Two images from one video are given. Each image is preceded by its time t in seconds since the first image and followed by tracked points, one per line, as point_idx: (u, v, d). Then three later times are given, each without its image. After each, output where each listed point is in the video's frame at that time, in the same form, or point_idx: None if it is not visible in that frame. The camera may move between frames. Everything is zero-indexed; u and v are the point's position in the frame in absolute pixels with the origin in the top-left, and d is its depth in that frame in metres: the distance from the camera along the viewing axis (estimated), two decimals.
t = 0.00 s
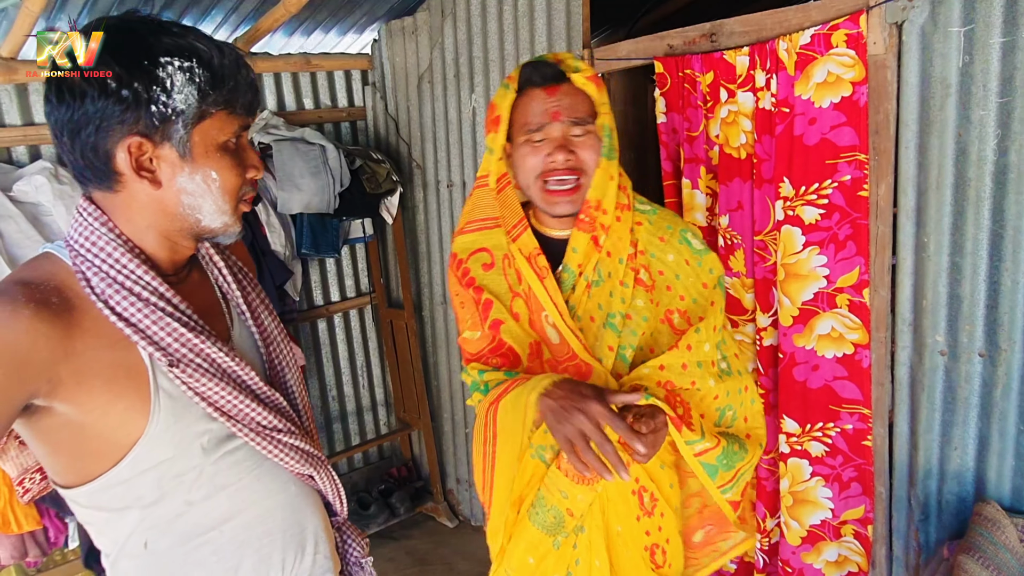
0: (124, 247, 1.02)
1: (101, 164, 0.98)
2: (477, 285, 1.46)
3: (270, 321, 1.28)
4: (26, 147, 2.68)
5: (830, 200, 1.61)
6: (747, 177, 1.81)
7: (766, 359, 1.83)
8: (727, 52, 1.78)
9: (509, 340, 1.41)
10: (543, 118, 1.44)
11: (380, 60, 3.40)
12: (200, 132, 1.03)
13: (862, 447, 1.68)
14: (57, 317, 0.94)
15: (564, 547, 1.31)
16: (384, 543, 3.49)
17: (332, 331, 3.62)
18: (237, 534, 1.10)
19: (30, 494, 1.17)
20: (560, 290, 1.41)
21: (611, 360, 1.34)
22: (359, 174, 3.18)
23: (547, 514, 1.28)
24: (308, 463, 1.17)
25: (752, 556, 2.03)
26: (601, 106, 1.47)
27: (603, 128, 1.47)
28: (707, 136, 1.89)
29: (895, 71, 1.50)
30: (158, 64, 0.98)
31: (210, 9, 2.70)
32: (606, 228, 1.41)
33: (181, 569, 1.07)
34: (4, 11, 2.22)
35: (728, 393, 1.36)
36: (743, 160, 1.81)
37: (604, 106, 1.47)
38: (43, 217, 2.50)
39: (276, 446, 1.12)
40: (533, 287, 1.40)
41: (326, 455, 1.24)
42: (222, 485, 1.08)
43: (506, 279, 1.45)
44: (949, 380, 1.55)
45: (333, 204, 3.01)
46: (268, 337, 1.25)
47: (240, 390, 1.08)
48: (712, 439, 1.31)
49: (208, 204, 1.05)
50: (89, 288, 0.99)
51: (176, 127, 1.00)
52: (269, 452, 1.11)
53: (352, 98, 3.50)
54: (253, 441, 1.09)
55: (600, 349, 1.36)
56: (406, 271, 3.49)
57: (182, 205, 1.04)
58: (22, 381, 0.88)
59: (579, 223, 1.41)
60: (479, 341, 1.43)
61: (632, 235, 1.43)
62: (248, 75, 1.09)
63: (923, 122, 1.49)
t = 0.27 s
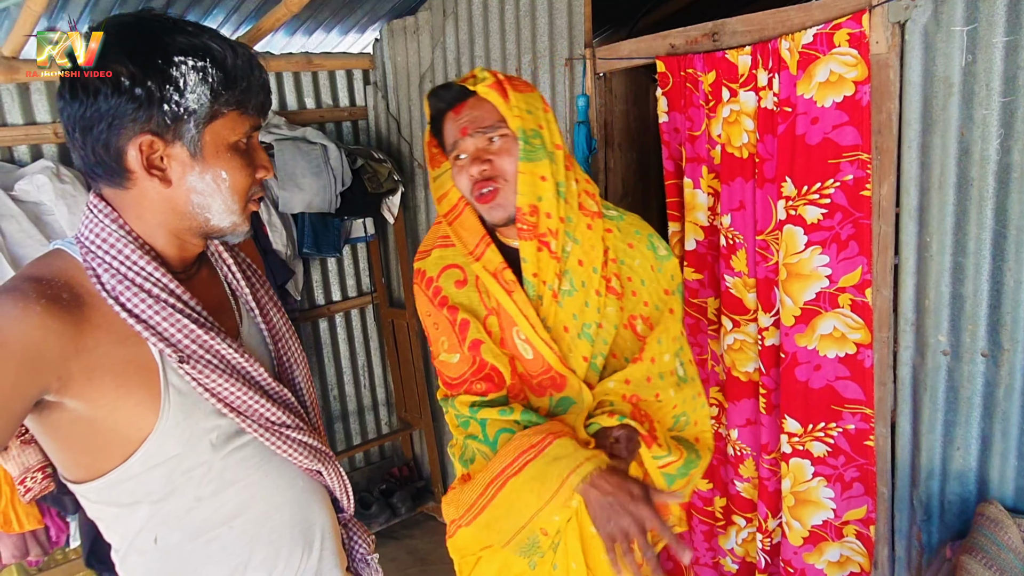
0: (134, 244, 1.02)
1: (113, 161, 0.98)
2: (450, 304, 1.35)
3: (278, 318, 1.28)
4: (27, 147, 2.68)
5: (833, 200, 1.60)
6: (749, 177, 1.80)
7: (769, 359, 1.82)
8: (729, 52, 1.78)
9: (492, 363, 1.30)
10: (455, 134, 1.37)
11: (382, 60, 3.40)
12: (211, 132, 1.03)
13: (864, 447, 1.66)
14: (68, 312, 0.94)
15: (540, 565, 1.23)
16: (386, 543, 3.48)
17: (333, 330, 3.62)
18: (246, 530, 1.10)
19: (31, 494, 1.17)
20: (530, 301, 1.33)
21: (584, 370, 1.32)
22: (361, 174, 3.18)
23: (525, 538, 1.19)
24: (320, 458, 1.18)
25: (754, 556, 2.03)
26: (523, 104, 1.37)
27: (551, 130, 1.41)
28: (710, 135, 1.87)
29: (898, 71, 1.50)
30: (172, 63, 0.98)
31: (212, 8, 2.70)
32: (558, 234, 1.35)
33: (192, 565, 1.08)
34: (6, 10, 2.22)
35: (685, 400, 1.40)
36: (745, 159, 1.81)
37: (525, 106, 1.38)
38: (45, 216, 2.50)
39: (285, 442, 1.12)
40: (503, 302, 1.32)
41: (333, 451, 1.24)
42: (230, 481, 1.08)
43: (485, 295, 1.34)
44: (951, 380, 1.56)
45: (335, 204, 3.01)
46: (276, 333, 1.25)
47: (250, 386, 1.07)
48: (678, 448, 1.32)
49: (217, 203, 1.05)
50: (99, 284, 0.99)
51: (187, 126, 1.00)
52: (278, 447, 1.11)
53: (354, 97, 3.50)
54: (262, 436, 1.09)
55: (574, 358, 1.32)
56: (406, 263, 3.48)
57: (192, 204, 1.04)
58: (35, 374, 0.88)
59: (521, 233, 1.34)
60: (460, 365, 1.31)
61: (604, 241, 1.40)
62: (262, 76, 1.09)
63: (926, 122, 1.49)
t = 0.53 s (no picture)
0: (134, 245, 1.02)
1: (112, 162, 0.98)
2: (427, 286, 1.53)
3: (279, 318, 1.28)
4: (31, 147, 2.69)
5: (837, 200, 1.61)
6: (752, 178, 1.80)
7: (772, 360, 1.82)
8: (733, 52, 1.78)
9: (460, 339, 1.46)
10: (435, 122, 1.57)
11: (384, 60, 3.41)
12: (211, 132, 1.03)
13: (868, 447, 1.67)
14: (69, 315, 0.94)
15: (532, 557, 1.40)
16: (388, 543, 3.48)
17: (336, 330, 3.62)
18: (250, 532, 1.10)
19: (34, 494, 1.17)
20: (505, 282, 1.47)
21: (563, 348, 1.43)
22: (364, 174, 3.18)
23: (513, 526, 1.38)
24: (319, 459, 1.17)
25: (757, 557, 2.03)
26: (498, 90, 1.53)
27: (527, 117, 1.57)
28: (713, 136, 1.88)
29: (902, 71, 1.49)
30: (172, 63, 0.97)
31: (215, 9, 2.71)
32: (535, 212, 1.47)
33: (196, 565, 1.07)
34: (10, 11, 2.23)
35: (664, 381, 1.46)
36: (749, 160, 1.80)
37: (500, 91, 1.54)
38: (49, 216, 2.50)
39: (287, 443, 1.12)
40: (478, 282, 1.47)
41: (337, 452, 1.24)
42: (233, 483, 1.08)
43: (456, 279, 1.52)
44: (956, 380, 1.55)
45: (338, 204, 3.02)
46: (278, 333, 1.25)
47: (252, 387, 1.08)
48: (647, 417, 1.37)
49: (217, 204, 1.05)
50: (100, 287, 0.99)
51: (187, 126, 1.00)
52: (280, 448, 1.11)
53: (356, 98, 3.51)
54: (265, 437, 1.09)
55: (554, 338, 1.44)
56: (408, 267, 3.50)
57: (192, 205, 1.04)
58: (38, 377, 0.88)
59: (498, 208, 1.46)
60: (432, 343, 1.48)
61: (580, 223, 1.55)
62: (261, 75, 1.10)
63: (930, 122, 1.49)
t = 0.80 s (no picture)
0: (132, 246, 1.02)
1: (109, 162, 0.98)
2: (421, 280, 1.56)
3: (280, 318, 1.28)
4: (34, 147, 2.69)
5: (841, 200, 1.61)
6: (756, 178, 1.80)
7: (776, 360, 1.82)
8: (736, 52, 1.78)
9: (440, 337, 1.48)
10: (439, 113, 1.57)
11: (387, 60, 3.41)
12: (209, 132, 1.02)
13: (872, 448, 1.66)
14: (67, 317, 0.94)
15: (544, 559, 1.42)
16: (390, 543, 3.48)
17: (338, 331, 3.62)
18: (251, 533, 1.10)
19: (37, 493, 1.17)
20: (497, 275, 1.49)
21: (558, 339, 1.45)
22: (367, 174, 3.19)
23: (519, 527, 1.41)
24: (319, 459, 1.17)
25: (760, 557, 2.03)
26: (502, 85, 1.54)
27: (532, 112, 1.57)
28: (717, 136, 1.88)
29: (906, 71, 1.49)
30: (170, 63, 0.97)
31: (218, 8, 2.71)
32: (535, 201, 1.48)
33: (197, 565, 1.07)
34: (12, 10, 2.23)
35: (663, 364, 1.45)
36: (752, 160, 1.80)
37: (504, 87, 1.54)
38: (52, 216, 2.50)
39: (287, 444, 1.11)
40: (466, 274, 1.49)
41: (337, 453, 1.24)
42: (233, 484, 1.08)
43: (446, 275, 1.54)
44: (959, 381, 1.54)
45: (341, 204, 3.03)
46: (278, 333, 1.25)
47: (251, 388, 1.07)
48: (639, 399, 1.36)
49: (215, 204, 1.04)
50: (98, 288, 0.99)
51: (185, 126, 1.00)
52: (280, 449, 1.10)
53: (359, 98, 3.51)
54: (265, 438, 1.09)
55: (551, 330, 1.45)
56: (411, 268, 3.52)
57: (190, 205, 1.04)
58: (37, 380, 0.88)
59: (497, 197, 1.47)
60: (412, 339, 1.50)
61: (580, 214, 1.53)
62: (260, 76, 1.10)
63: (934, 122, 1.48)
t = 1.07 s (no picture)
0: (129, 247, 1.01)
1: (103, 163, 0.98)
2: (427, 288, 1.57)
3: (278, 320, 1.27)
4: (35, 147, 2.69)
5: (843, 201, 1.60)
6: (757, 179, 1.80)
7: (776, 361, 1.81)
8: (738, 52, 1.77)
9: (446, 349, 1.49)
10: (451, 114, 1.56)
11: (388, 61, 3.41)
12: (204, 133, 1.02)
13: (872, 450, 1.65)
14: (62, 318, 0.94)
15: (544, 563, 1.34)
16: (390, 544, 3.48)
17: (338, 331, 3.62)
18: (247, 535, 1.10)
19: (37, 494, 1.17)
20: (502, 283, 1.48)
21: (565, 346, 1.42)
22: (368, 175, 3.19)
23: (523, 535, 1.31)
24: (318, 463, 1.16)
25: (761, 560, 2.02)
26: (518, 87, 1.53)
27: (542, 114, 1.57)
28: (718, 136, 1.87)
29: (909, 72, 1.49)
30: (164, 64, 0.97)
31: (219, 9, 2.71)
32: (547, 210, 1.47)
33: (193, 567, 1.07)
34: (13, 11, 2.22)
35: (667, 375, 1.46)
36: (753, 161, 1.80)
37: (521, 89, 1.54)
38: (52, 217, 2.50)
39: (284, 447, 1.11)
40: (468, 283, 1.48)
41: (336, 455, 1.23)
42: (229, 486, 1.07)
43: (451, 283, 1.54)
44: (961, 383, 1.54)
45: (342, 204, 3.04)
46: (276, 336, 1.25)
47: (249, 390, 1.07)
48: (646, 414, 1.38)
49: (211, 206, 1.04)
50: (94, 288, 0.98)
51: (179, 127, 0.99)
52: (277, 452, 1.10)
53: (360, 98, 3.50)
54: (263, 442, 1.08)
55: (558, 335, 1.43)
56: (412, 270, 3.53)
57: (186, 206, 1.03)
58: (31, 381, 0.89)
59: (508, 205, 1.46)
60: (424, 349, 1.53)
61: (586, 220, 1.53)
62: (256, 76, 1.09)
63: (937, 123, 1.47)
